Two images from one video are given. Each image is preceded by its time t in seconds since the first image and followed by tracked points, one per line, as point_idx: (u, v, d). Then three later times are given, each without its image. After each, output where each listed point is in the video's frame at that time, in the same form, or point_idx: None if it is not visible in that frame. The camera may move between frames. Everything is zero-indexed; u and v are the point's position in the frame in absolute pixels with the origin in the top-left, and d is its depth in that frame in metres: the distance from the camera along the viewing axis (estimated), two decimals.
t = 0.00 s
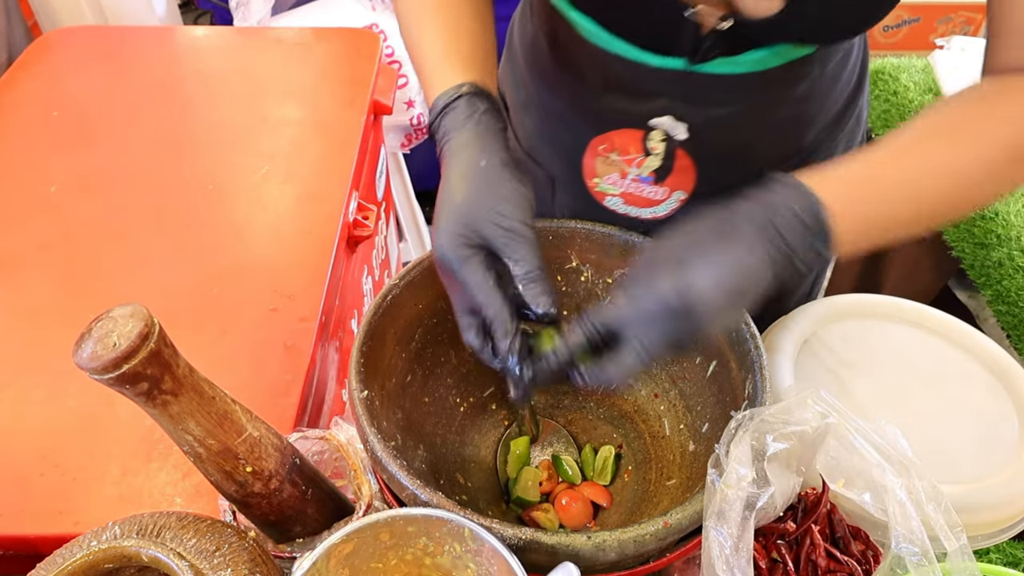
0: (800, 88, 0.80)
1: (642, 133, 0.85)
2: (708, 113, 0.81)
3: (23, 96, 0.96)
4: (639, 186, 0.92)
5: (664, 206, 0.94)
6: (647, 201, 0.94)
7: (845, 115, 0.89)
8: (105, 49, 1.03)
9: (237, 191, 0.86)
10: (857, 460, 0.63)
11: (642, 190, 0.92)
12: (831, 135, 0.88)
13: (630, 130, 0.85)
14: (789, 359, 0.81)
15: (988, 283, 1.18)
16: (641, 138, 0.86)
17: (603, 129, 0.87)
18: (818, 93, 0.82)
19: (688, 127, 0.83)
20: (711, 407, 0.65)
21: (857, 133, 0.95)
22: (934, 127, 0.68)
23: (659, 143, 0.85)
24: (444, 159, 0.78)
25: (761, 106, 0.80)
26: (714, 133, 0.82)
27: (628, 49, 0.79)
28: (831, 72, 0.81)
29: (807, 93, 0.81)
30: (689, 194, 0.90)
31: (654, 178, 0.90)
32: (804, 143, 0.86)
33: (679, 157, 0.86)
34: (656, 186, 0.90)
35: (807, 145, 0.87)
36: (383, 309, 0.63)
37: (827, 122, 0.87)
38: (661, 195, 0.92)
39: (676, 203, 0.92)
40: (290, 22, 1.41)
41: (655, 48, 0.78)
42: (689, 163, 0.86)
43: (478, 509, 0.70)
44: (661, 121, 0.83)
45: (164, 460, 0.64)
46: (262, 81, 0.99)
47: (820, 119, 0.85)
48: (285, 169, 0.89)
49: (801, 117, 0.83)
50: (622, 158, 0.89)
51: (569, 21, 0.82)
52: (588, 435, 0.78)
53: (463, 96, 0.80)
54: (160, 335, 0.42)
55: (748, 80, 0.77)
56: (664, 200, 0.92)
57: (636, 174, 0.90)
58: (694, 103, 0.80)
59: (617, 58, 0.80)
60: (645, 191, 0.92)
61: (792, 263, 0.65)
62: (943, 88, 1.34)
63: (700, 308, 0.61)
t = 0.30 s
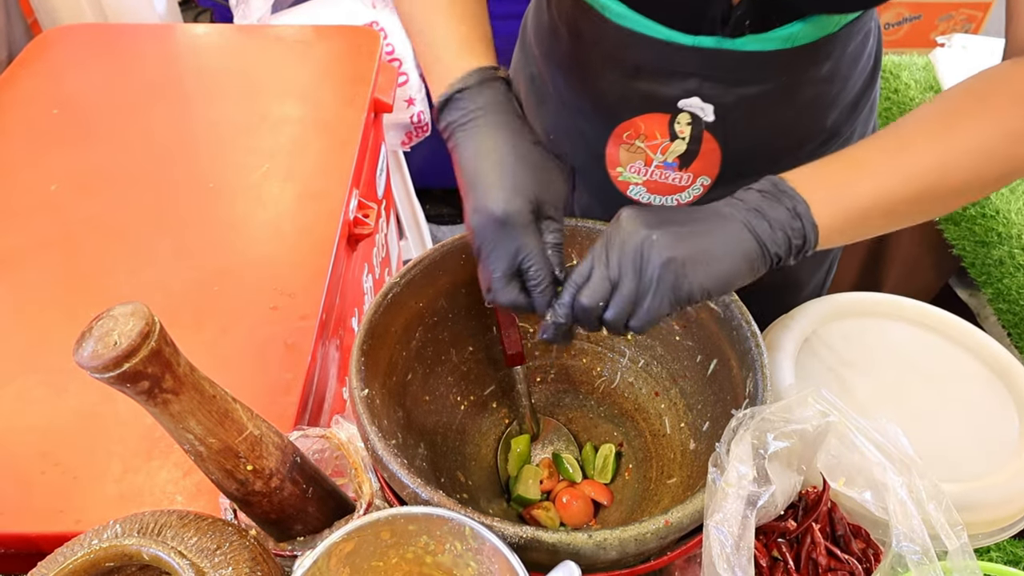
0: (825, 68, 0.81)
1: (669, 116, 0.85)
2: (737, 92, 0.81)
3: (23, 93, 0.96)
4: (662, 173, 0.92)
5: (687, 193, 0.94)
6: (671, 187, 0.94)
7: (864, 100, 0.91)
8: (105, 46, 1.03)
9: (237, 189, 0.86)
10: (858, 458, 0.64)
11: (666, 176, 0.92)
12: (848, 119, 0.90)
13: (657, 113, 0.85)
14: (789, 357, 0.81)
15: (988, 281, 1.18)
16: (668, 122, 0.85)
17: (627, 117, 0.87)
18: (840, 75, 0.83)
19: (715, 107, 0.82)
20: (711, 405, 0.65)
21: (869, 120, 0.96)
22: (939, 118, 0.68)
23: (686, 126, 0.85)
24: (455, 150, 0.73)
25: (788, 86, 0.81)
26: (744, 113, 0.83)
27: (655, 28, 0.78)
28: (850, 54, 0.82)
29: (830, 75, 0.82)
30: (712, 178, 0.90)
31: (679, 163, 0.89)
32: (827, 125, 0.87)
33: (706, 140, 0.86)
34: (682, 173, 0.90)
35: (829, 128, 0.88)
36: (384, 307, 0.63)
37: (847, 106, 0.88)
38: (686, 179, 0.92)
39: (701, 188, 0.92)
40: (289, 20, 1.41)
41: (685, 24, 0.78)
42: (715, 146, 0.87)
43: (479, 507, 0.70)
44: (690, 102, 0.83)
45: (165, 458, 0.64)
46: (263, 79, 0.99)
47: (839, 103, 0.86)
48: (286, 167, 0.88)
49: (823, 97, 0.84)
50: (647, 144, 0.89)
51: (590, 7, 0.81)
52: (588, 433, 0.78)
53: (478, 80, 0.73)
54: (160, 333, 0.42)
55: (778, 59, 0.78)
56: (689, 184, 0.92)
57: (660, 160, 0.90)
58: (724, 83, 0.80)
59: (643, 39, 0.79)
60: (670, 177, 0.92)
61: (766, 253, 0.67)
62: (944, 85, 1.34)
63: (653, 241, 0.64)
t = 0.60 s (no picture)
0: (820, 73, 0.84)
1: (662, 116, 0.88)
2: (729, 94, 0.84)
3: (23, 91, 0.96)
4: (654, 172, 0.95)
5: (678, 192, 0.98)
6: (663, 186, 0.97)
7: (863, 103, 0.93)
8: (105, 44, 1.03)
9: (237, 187, 0.86)
10: (857, 456, 0.64)
11: (658, 175, 0.95)
12: (845, 120, 0.92)
13: (651, 113, 0.88)
14: (788, 356, 0.81)
15: (989, 278, 1.18)
16: (661, 121, 0.89)
17: (623, 115, 0.90)
18: (835, 79, 0.86)
19: (707, 109, 0.86)
20: (711, 403, 0.65)
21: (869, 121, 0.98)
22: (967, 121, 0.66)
23: (679, 126, 0.89)
24: (498, 152, 0.80)
25: (783, 90, 0.84)
26: (735, 115, 0.86)
27: (651, 30, 0.81)
28: (846, 59, 0.85)
29: (825, 78, 0.85)
30: (704, 178, 0.94)
31: (671, 163, 0.93)
32: (822, 128, 0.90)
33: (698, 140, 0.90)
34: (674, 172, 0.94)
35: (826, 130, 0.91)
36: (383, 305, 0.63)
37: (844, 109, 0.91)
38: (678, 179, 0.95)
39: (693, 187, 0.96)
40: (289, 17, 1.40)
41: (677, 29, 0.81)
42: (707, 147, 0.90)
43: (478, 505, 0.70)
44: (682, 103, 0.86)
45: (165, 457, 0.64)
46: (263, 77, 0.99)
47: (834, 108, 0.89)
48: (286, 165, 0.88)
49: (818, 100, 0.87)
50: (639, 142, 0.92)
51: (589, 10, 0.85)
52: (587, 431, 0.78)
53: (534, 91, 0.81)
54: (159, 332, 0.42)
55: (771, 63, 0.81)
56: (681, 184, 0.96)
57: (653, 159, 0.93)
58: (717, 84, 0.83)
59: (640, 41, 0.82)
60: (663, 176, 0.95)
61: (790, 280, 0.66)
62: (944, 83, 1.36)
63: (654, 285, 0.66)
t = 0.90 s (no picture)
0: (792, 88, 0.77)
1: (630, 121, 0.80)
2: (693, 104, 0.77)
3: (23, 87, 0.96)
4: (627, 174, 0.86)
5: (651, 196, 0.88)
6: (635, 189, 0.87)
7: (850, 114, 0.84)
8: (106, 40, 1.03)
9: (236, 184, 0.85)
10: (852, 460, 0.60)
11: (629, 178, 0.86)
12: (833, 141, 0.84)
13: (619, 116, 0.81)
14: (787, 352, 0.81)
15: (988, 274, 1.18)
16: (629, 126, 0.81)
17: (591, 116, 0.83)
18: (814, 96, 0.78)
19: (671, 117, 0.78)
20: (711, 399, 0.65)
21: (864, 137, 0.91)
22: None
23: (647, 132, 0.81)
24: (476, 152, 0.69)
25: (750, 104, 0.76)
26: (702, 127, 0.79)
27: (614, 36, 0.76)
28: (824, 77, 0.78)
29: (801, 97, 0.78)
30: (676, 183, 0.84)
31: (642, 167, 0.84)
32: (799, 143, 0.81)
33: (665, 149, 0.81)
34: (645, 176, 0.85)
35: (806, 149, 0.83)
36: (383, 302, 0.63)
37: (825, 124, 0.82)
38: (649, 184, 0.85)
39: (664, 194, 0.86)
40: (290, 14, 1.40)
41: (639, 37, 0.75)
42: (675, 155, 0.82)
43: (478, 502, 0.70)
44: (647, 111, 0.79)
45: (164, 454, 0.64)
46: (263, 74, 0.99)
47: (815, 123, 0.81)
48: (285, 162, 0.88)
49: (793, 117, 0.79)
50: (610, 145, 0.84)
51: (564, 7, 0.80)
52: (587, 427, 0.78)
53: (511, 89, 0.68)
54: (159, 328, 0.42)
55: (733, 78, 0.75)
56: (652, 189, 0.86)
57: (624, 162, 0.84)
58: (681, 94, 0.77)
59: (602, 44, 0.77)
60: (634, 179, 0.85)
61: None
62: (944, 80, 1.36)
63: None
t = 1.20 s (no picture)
0: (782, 95, 0.76)
1: (618, 124, 0.81)
2: (679, 110, 0.77)
3: (22, 86, 0.96)
4: (616, 176, 0.86)
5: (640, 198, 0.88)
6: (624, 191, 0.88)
7: (846, 119, 0.83)
8: (105, 39, 1.03)
9: (236, 183, 0.85)
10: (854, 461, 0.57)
11: (618, 180, 0.86)
12: (828, 147, 0.83)
13: (607, 119, 0.81)
14: (787, 350, 0.81)
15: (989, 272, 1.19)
16: (617, 129, 0.82)
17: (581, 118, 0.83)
18: (807, 100, 0.77)
19: (658, 121, 0.78)
20: (711, 398, 0.65)
21: (861, 142, 0.90)
22: None
23: (634, 135, 0.81)
24: (448, 149, 0.78)
25: (737, 110, 0.76)
26: (689, 132, 0.79)
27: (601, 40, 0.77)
28: (818, 82, 0.77)
29: (791, 104, 0.77)
30: (663, 188, 0.84)
31: (631, 170, 0.84)
32: (792, 148, 0.80)
33: (653, 153, 0.82)
34: (633, 179, 0.85)
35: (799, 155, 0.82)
36: (383, 301, 0.63)
37: (819, 131, 0.81)
38: (638, 186, 0.86)
39: (653, 196, 0.86)
40: (290, 11, 1.40)
41: (622, 42, 0.76)
42: (663, 159, 0.82)
43: (479, 501, 0.70)
44: (633, 115, 0.79)
45: (165, 452, 0.64)
46: (263, 72, 0.99)
47: (808, 129, 0.80)
48: (286, 160, 0.88)
49: (784, 123, 0.78)
50: (600, 146, 0.85)
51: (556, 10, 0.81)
52: (586, 425, 0.78)
53: (478, 94, 0.78)
54: (160, 327, 0.42)
55: (717, 84, 0.75)
56: (641, 191, 0.86)
57: (613, 164, 0.85)
58: (667, 100, 0.77)
59: (592, 48, 0.78)
60: (623, 181, 0.86)
61: None
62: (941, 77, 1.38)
63: None
